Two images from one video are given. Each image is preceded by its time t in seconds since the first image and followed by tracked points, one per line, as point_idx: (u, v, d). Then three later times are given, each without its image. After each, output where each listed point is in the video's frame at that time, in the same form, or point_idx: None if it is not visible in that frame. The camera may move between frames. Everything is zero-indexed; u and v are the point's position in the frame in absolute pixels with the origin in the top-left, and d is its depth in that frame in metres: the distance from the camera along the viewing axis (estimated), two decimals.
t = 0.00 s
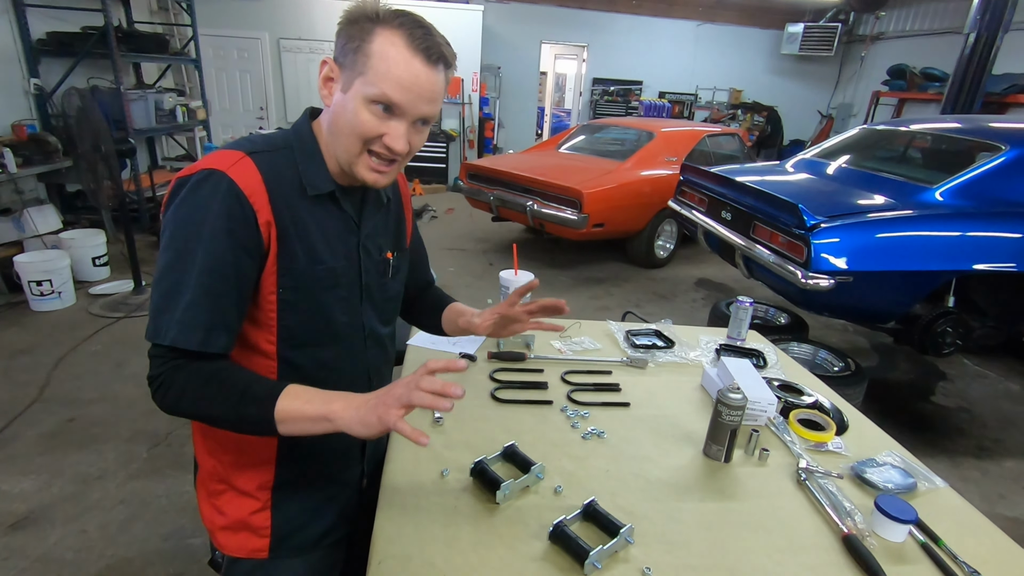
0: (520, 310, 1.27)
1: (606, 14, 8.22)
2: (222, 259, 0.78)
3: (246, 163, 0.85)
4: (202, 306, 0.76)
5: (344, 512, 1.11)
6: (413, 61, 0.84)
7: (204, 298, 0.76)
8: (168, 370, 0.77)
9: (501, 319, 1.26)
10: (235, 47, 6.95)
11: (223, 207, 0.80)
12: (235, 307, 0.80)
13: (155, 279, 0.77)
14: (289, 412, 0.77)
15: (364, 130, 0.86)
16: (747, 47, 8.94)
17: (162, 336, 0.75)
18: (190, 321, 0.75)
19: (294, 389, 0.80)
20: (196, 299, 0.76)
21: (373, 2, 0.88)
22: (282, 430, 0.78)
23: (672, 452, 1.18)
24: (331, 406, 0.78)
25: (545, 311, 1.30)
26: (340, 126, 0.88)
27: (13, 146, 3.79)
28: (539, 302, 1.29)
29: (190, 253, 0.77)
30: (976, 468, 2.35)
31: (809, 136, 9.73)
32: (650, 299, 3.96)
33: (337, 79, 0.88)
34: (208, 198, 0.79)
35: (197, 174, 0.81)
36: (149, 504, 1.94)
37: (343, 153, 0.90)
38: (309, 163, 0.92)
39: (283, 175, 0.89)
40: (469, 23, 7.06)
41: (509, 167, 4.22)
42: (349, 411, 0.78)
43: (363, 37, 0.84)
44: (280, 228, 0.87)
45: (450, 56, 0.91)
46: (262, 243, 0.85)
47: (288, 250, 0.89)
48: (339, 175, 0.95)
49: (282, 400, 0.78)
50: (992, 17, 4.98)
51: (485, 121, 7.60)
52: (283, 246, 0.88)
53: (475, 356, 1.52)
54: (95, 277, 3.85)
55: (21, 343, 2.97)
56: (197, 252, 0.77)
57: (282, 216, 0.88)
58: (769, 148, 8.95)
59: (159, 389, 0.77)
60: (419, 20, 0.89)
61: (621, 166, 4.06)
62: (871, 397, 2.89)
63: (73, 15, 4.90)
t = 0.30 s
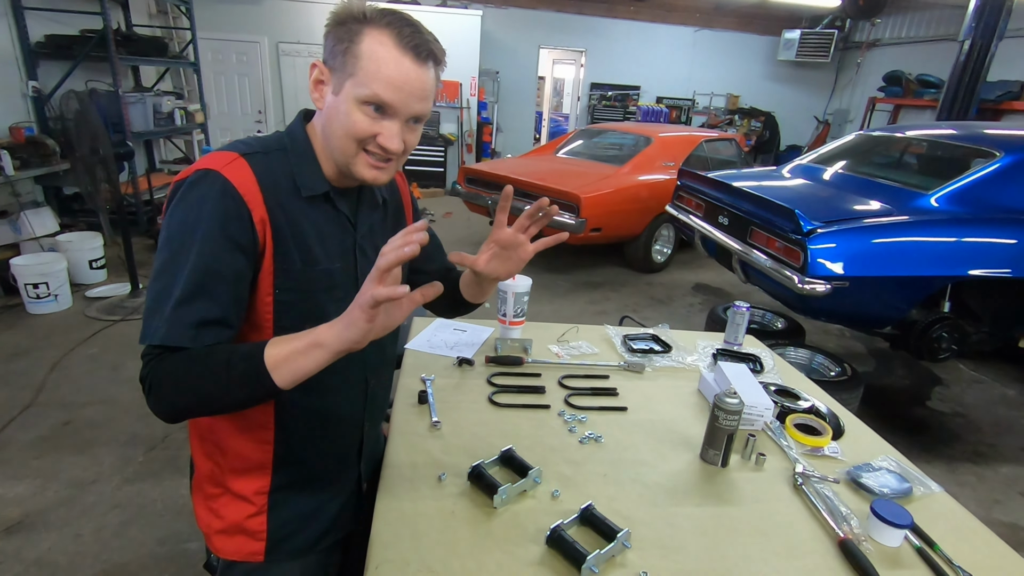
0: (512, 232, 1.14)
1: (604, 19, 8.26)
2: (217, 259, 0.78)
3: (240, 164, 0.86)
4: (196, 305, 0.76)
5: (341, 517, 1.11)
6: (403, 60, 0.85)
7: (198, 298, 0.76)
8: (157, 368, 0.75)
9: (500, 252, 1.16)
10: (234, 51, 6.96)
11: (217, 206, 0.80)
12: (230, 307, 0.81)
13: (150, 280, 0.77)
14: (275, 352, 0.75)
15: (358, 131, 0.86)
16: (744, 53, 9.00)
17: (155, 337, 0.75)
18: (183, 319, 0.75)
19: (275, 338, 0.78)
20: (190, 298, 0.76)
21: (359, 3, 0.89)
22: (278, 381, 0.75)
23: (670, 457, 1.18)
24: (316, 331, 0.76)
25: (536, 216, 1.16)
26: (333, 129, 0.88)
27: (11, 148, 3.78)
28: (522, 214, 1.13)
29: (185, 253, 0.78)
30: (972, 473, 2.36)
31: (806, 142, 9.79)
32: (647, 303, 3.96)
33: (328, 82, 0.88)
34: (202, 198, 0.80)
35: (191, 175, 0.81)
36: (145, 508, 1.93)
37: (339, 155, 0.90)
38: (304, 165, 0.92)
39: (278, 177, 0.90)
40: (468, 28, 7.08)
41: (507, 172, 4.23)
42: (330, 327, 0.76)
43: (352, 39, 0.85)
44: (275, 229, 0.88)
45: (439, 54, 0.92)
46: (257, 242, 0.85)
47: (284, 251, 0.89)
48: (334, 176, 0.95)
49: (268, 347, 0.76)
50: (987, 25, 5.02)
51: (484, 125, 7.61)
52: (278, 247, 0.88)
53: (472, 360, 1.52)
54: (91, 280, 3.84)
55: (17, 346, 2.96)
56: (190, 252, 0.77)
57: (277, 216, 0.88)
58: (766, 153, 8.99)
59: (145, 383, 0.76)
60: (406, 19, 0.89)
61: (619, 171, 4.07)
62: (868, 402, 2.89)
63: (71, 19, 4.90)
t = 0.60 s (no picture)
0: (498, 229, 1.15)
1: (602, 19, 8.27)
2: (211, 259, 0.79)
3: (235, 164, 0.86)
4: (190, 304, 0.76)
5: (338, 516, 1.11)
6: (399, 59, 0.85)
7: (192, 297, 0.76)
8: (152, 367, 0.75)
9: (488, 250, 1.16)
10: (232, 51, 6.95)
11: (211, 205, 0.80)
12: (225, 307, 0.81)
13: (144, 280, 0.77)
14: (266, 348, 0.75)
15: (357, 132, 0.87)
16: (742, 53, 9.02)
17: (149, 336, 0.75)
18: (176, 318, 0.75)
19: (268, 336, 0.78)
20: (184, 298, 0.76)
21: (352, 2, 0.89)
22: (267, 377, 0.75)
23: (667, 457, 1.18)
24: (306, 326, 0.75)
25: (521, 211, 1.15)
26: (331, 130, 0.88)
27: (8, 148, 3.77)
28: (506, 211, 1.13)
29: (179, 253, 0.78)
30: (968, 473, 2.36)
31: (803, 142, 9.81)
32: (645, 303, 3.97)
33: (324, 83, 0.88)
34: (196, 198, 0.80)
35: (186, 175, 0.81)
36: (141, 509, 1.93)
37: (337, 156, 0.90)
38: (301, 165, 0.92)
39: (274, 177, 0.90)
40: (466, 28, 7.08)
41: (505, 172, 4.23)
42: (320, 322, 0.75)
43: (347, 39, 0.85)
44: (270, 229, 0.88)
45: (435, 52, 0.92)
46: (251, 242, 0.85)
47: (279, 251, 0.89)
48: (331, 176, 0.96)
49: (259, 345, 0.76)
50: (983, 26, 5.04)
51: (482, 126, 7.62)
52: (274, 247, 0.88)
53: (470, 360, 1.52)
54: (89, 280, 3.84)
55: (14, 346, 2.95)
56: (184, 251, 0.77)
57: (272, 216, 0.88)
58: (764, 154, 9.02)
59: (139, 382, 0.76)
60: (400, 17, 0.89)
61: (617, 171, 4.07)
62: (865, 402, 2.90)
63: (69, 18, 4.90)
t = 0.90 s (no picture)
0: (522, 249, 1.15)
1: (602, 18, 8.26)
2: (211, 261, 0.79)
3: (235, 166, 0.86)
4: (190, 307, 0.76)
5: (338, 516, 1.11)
6: (403, 57, 0.85)
7: (192, 299, 0.77)
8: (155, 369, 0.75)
9: (509, 267, 1.16)
10: (232, 52, 6.95)
11: (210, 208, 0.80)
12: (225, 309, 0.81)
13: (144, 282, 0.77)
14: (270, 378, 0.75)
15: (363, 131, 0.86)
16: (742, 52, 9.01)
17: (149, 338, 0.75)
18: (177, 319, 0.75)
19: (273, 364, 0.79)
20: (184, 299, 0.76)
21: (350, 2, 0.89)
22: (267, 406, 0.75)
23: (668, 456, 1.18)
24: (312, 366, 0.75)
25: (547, 235, 1.17)
26: (337, 131, 0.88)
27: (9, 149, 3.78)
28: (534, 233, 1.15)
29: (179, 255, 0.78)
30: (970, 471, 2.36)
31: (803, 141, 9.80)
32: (646, 302, 3.97)
33: (326, 85, 0.88)
34: (196, 201, 0.80)
35: (186, 177, 0.82)
36: (143, 510, 1.93)
37: (344, 157, 0.90)
38: (300, 167, 0.93)
39: (274, 178, 0.90)
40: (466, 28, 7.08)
41: (505, 172, 4.23)
42: (328, 368, 0.75)
43: (349, 39, 0.85)
44: (270, 230, 0.88)
45: (435, 49, 0.93)
46: (251, 243, 0.85)
47: (279, 253, 0.89)
48: (332, 178, 0.96)
49: (262, 373, 0.76)
50: (983, 23, 5.04)
51: (481, 125, 7.63)
52: (273, 248, 0.88)
53: (471, 360, 1.52)
54: (90, 281, 3.84)
55: (16, 348, 2.95)
56: (185, 254, 0.78)
57: (272, 218, 0.88)
58: (764, 153, 9.01)
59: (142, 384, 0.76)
60: (399, 15, 0.90)
61: (617, 171, 4.07)
62: (866, 400, 2.90)
63: (69, 20, 4.91)
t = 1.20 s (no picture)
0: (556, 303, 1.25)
1: (601, 21, 8.28)
2: (221, 260, 0.79)
3: (239, 167, 0.86)
4: (204, 306, 0.76)
5: (338, 519, 1.11)
6: (401, 62, 0.86)
7: (205, 298, 0.77)
8: (177, 376, 0.75)
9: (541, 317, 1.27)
10: (231, 54, 6.96)
11: (218, 207, 0.80)
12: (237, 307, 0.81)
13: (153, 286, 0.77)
14: (312, 403, 0.78)
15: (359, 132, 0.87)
16: (741, 55, 9.03)
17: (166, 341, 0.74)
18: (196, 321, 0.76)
19: (314, 387, 0.80)
20: (197, 302, 0.76)
21: (355, 9, 0.90)
22: (307, 429, 0.78)
23: (667, 458, 1.18)
24: (361, 398, 0.79)
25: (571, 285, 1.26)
26: (334, 133, 0.88)
27: (8, 151, 3.78)
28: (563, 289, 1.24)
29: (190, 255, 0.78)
30: (969, 474, 2.36)
31: (802, 143, 9.82)
32: (645, 305, 3.97)
33: (327, 88, 0.89)
34: (204, 201, 0.80)
35: (192, 179, 0.82)
36: (142, 512, 1.93)
37: (340, 159, 0.90)
38: (301, 168, 0.93)
39: (275, 180, 0.90)
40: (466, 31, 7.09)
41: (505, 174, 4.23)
42: (380, 402, 0.79)
43: (350, 43, 0.86)
44: (274, 232, 0.88)
45: (436, 56, 0.93)
46: (257, 243, 0.85)
47: (282, 254, 0.89)
48: (332, 180, 0.96)
49: (305, 397, 0.78)
50: (982, 27, 5.05)
51: (481, 128, 7.64)
52: (276, 249, 0.89)
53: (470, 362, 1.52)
54: (89, 283, 3.84)
55: (14, 350, 2.95)
56: (198, 255, 0.77)
57: (275, 219, 0.88)
58: (763, 155, 9.03)
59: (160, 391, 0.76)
60: (401, 22, 0.90)
61: (616, 173, 4.08)
62: (865, 403, 2.90)
63: (69, 22, 4.92)
